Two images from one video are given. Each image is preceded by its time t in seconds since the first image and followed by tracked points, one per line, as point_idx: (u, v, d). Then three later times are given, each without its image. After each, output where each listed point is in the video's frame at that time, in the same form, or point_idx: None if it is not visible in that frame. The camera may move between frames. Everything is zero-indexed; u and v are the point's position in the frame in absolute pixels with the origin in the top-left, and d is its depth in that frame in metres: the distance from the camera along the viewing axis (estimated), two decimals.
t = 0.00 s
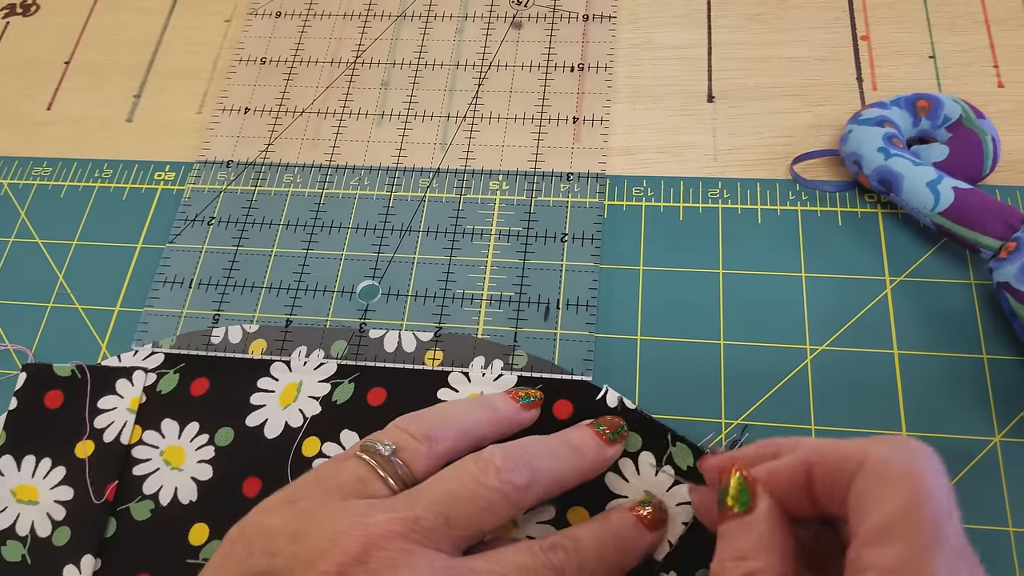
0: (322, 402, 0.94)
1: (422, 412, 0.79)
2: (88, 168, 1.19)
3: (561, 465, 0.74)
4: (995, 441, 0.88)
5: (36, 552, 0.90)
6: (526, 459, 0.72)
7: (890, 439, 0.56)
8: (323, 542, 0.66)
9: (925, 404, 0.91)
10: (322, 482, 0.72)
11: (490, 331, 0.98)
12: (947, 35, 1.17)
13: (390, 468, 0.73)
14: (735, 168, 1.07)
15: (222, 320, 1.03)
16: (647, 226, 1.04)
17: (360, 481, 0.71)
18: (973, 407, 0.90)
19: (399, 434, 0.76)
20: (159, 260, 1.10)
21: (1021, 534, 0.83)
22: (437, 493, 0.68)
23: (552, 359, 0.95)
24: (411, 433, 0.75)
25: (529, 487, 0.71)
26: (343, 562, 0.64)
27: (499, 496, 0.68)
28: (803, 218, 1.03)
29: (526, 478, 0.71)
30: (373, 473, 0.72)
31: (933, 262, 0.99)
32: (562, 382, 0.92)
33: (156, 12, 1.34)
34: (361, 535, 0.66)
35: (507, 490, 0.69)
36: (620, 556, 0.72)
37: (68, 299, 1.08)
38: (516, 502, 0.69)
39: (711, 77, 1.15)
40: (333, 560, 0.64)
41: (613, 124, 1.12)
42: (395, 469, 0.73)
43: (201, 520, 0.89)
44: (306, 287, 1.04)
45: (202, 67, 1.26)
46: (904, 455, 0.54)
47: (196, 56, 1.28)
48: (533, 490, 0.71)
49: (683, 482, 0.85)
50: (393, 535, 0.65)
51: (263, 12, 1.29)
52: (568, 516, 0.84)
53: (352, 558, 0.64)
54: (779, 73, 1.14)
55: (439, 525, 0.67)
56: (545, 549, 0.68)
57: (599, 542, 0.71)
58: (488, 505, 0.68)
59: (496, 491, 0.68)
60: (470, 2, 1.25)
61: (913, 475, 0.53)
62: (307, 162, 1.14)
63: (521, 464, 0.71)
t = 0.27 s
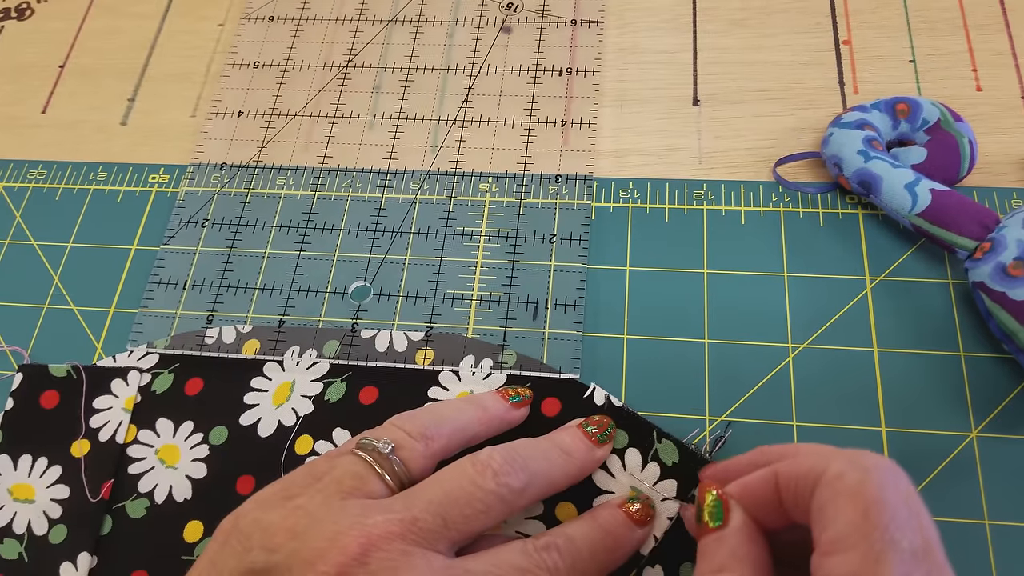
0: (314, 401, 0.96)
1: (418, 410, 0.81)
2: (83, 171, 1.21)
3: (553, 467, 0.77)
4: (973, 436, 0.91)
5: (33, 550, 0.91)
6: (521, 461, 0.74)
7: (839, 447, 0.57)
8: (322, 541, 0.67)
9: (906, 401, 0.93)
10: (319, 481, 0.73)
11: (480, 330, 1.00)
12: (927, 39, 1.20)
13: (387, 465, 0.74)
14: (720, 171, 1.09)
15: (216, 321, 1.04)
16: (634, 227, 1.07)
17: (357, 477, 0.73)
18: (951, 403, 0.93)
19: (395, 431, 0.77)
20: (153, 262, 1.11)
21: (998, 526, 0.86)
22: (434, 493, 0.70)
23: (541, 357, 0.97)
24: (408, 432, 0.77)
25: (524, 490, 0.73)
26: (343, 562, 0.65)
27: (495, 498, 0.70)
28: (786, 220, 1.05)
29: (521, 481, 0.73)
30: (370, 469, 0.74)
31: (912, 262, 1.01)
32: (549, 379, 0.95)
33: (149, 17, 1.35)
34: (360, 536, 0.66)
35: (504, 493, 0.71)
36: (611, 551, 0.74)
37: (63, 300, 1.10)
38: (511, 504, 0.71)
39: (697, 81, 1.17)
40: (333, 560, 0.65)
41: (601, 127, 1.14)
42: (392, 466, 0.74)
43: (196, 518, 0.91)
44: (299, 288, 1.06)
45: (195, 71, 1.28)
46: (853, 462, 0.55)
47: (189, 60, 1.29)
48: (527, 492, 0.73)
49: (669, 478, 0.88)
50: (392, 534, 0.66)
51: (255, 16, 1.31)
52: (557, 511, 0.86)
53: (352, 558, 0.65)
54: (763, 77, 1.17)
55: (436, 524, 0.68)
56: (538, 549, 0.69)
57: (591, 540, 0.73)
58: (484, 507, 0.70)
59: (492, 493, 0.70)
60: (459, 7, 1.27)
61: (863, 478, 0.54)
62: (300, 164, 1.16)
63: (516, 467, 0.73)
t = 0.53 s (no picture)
0: (311, 402, 0.99)
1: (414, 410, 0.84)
2: (84, 178, 1.23)
3: (543, 467, 0.80)
4: (951, 436, 0.93)
5: (36, 548, 0.93)
6: (513, 460, 0.77)
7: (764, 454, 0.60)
8: (318, 536, 0.69)
9: (887, 401, 0.96)
10: (316, 478, 0.75)
11: (472, 333, 1.03)
12: (910, 48, 1.23)
13: (383, 461, 0.77)
14: (707, 177, 1.12)
15: (215, 325, 1.07)
16: (622, 232, 1.09)
17: (353, 474, 0.75)
18: (932, 403, 0.95)
19: (391, 430, 0.80)
20: (153, 267, 1.14)
21: (977, 523, 0.89)
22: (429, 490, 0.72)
23: (531, 359, 1.00)
24: (405, 431, 0.80)
25: (516, 488, 0.76)
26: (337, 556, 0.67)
27: (488, 494, 0.73)
28: (771, 225, 1.08)
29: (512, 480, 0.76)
30: (366, 466, 0.76)
31: (894, 266, 1.04)
32: (538, 381, 0.97)
33: (147, 26, 1.38)
34: (356, 530, 0.68)
35: (496, 491, 0.74)
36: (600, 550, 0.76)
37: (64, 304, 1.12)
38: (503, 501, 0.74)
39: (684, 89, 1.20)
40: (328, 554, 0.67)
41: (590, 134, 1.17)
42: (388, 463, 0.77)
43: (195, 516, 0.93)
44: (296, 291, 1.08)
45: (193, 79, 1.30)
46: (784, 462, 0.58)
47: (188, 69, 1.32)
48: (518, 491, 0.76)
49: (657, 477, 0.90)
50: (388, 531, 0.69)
51: (252, 26, 1.33)
52: (546, 508, 0.88)
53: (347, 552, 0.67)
54: (750, 86, 1.19)
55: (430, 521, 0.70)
56: (530, 545, 0.72)
57: (580, 538, 0.75)
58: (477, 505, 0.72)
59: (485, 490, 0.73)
60: (452, 16, 1.30)
61: (791, 477, 0.56)
62: (297, 171, 1.18)
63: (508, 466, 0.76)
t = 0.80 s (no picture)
0: (307, 405, 1.01)
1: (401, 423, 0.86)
2: (84, 185, 1.25)
3: (521, 451, 0.80)
4: (933, 436, 0.96)
5: (38, 549, 0.95)
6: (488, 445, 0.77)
7: (730, 453, 0.64)
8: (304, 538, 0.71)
9: (871, 403, 0.98)
10: (307, 482, 0.77)
11: (465, 337, 1.05)
12: (896, 56, 1.25)
13: (371, 469, 0.78)
14: (696, 184, 1.15)
15: (213, 329, 1.09)
16: (612, 238, 1.12)
17: (341, 479, 0.77)
18: (914, 404, 0.98)
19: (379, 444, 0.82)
20: (152, 273, 1.16)
21: (958, 521, 0.91)
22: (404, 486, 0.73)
23: (523, 363, 1.02)
24: (392, 441, 0.81)
25: (492, 473, 0.76)
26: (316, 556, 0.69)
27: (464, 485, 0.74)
28: (757, 230, 1.10)
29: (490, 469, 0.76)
30: (355, 475, 0.78)
31: (877, 271, 1.06)
32: (530, 383, 0.99)
33: (146, 35, 1.40)
34: (335, 533, 0.70)
35: (471, 477, 0.74)
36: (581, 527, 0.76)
37: (65, 310, 1.14)
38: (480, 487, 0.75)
39: (674, 97, 1.22)
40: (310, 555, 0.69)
41: (582, 142, 1.19)
42: (375, 472, 0.78)
43: (194, 517, 0.95)
44: (293, 296, 1.11)
45: (192, 88, 1.33)
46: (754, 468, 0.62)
47: (186, 78, 1.34)
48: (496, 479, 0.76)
49: (630, 470, 0.92)
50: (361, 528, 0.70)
51: (250, 36, 1.36)
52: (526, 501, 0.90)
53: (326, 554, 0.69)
54: (738, 94, 1.22)
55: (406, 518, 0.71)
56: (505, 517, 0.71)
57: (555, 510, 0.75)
58: (453, 492, 0.74)
59: (461, 480, 0.74)
60: (446, 26, 1.32)
61: (759, 481, 0.60)
62: (294, 178, 1.20)
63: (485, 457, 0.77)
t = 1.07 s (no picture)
0: (307, 406, 1.03)
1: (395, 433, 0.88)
2: (89, 191, 1.28)
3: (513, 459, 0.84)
4: (921, 436, 0.98)
5: (45, 547, 0.97)
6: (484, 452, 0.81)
7: (722, 434, 0.66)
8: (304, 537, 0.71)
9: (860, 403, 1.00)
10: (308, 482, 0.78)
11: (462, 340, 1.07)
12: (886, 62, 1.27)
13: (369, 470, 0.80)
14: (688, 188, 1.17)
15: (215, 332, 1.11)
16: (607, 242, 1.14)
17: (340, 479, 0.78)
18: (902, 404, 1.00)
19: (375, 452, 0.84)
20: (156, 277, 1.18)
21: (945, 518, 0.93)
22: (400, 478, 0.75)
23: (519, 365, 1.04)
24: (388, 445, 0.83)
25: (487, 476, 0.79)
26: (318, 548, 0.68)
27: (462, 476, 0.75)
28: (749, 234, 1.13)
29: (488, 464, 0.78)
30: (355, 476, 0.78)
31: (866, 273, 1.08)
32: (526, 383, 1.02)
33: (149, 44, 1.42)
34: (332, 530, 0.69)
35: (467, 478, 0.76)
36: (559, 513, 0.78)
37: (70, 313, 1.16)
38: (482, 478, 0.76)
39: (667, 103, 1.24)
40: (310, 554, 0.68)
41: (576, 148, 1.22)
42: (374, 473, 0.79)
43: (197, 516, 0.97)
44: (293, 300, 1.13)
45: (194, 96, 1.35)
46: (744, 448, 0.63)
47: (188, 85, 1.36)
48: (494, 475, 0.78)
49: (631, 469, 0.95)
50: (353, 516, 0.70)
51: (251, 44, 1.38)
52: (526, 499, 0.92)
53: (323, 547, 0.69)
54: (729, 100, 1.24)
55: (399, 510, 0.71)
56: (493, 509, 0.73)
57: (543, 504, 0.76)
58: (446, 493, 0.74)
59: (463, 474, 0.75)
60: (443, 34, 1.34)
61: (749, 463, 0.62)
62: (294, 184, 1.23)
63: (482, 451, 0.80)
